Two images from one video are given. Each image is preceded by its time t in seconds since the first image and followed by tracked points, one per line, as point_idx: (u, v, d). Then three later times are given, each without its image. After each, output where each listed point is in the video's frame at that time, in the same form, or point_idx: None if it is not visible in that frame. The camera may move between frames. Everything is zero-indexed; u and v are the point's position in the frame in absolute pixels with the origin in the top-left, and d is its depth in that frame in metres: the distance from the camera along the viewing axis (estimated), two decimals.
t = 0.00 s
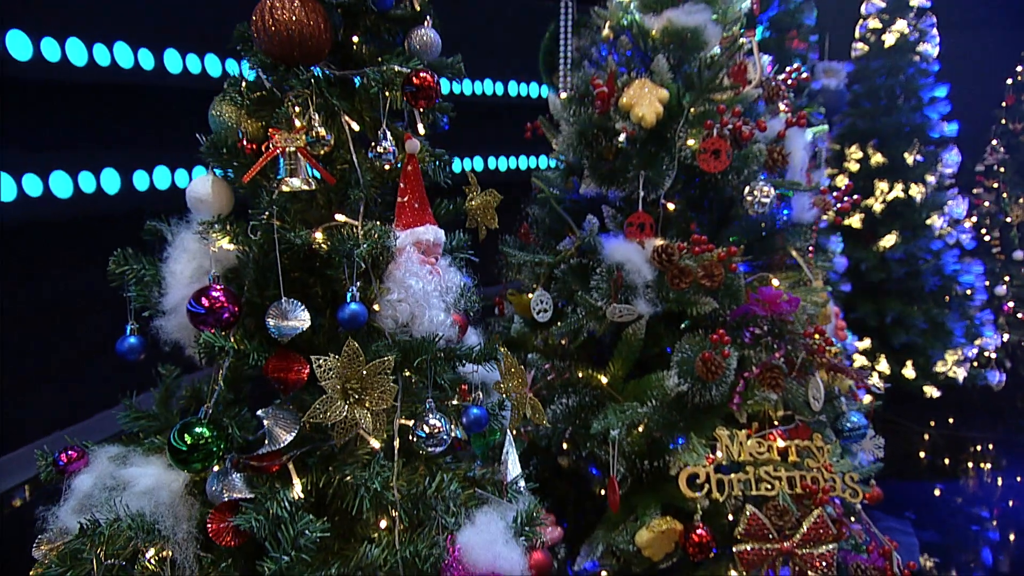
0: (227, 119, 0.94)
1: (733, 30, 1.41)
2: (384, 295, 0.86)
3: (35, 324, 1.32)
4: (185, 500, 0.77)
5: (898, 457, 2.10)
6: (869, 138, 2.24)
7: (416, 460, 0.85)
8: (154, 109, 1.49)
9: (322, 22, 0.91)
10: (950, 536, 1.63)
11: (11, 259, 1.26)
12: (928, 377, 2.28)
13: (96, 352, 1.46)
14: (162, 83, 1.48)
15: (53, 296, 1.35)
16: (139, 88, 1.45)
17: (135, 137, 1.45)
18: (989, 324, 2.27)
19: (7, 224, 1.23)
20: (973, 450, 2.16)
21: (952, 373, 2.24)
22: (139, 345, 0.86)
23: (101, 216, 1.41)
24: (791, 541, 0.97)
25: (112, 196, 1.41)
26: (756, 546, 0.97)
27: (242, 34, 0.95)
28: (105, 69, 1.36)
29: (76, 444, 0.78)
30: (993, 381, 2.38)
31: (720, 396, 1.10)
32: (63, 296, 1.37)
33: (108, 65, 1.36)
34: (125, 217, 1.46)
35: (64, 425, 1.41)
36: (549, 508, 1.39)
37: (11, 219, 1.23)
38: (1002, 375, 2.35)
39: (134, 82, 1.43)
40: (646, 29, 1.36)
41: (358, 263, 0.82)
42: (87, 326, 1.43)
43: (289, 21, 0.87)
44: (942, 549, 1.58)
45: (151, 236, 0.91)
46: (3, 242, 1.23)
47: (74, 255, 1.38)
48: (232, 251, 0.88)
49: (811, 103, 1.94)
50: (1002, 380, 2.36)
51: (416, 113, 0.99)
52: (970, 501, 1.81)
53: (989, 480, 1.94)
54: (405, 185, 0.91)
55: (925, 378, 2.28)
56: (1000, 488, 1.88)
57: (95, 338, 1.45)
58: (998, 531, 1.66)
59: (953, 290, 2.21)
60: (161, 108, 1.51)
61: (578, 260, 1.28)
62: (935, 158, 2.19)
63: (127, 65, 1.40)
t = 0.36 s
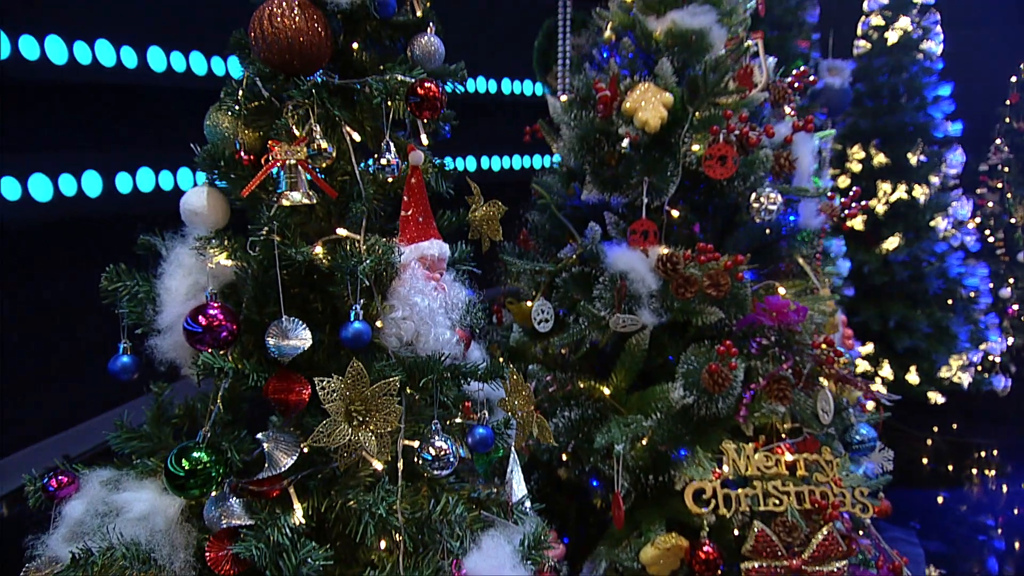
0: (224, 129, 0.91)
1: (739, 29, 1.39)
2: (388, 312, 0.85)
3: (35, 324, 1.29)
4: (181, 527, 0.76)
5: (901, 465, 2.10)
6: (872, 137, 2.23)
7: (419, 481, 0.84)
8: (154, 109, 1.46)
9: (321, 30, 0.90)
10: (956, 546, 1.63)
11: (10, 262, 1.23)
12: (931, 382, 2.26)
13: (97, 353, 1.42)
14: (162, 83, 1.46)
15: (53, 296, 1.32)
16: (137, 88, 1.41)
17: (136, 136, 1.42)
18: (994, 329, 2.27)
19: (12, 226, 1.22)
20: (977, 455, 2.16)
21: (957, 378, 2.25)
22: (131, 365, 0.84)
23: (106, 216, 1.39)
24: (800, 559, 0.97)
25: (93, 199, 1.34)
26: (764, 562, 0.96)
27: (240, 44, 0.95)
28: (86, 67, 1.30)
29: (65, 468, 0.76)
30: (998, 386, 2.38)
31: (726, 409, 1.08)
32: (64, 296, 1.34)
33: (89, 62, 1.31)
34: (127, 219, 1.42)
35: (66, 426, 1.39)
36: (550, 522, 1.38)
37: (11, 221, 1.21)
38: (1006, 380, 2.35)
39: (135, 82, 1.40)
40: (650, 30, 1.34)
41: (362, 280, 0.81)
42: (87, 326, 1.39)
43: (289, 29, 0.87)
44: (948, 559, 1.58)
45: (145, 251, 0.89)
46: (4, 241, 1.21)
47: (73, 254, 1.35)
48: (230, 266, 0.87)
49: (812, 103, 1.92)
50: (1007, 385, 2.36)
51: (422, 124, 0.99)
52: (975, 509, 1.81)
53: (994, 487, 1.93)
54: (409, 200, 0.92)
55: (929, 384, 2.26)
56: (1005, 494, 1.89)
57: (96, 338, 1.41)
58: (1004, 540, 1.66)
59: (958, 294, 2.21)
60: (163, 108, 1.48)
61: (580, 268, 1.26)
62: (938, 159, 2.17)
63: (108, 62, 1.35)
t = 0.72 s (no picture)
0: (212, 139, 0.89)
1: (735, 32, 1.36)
2: (386, 329, 0.84)
3: (35, 325, 1.27)
4: (168, 555, 0.74)
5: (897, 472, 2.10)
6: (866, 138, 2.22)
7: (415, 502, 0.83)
8: (154, 110, 1.42)
9: (315, 37, 0.87)
10: (954, 558, 1.63)
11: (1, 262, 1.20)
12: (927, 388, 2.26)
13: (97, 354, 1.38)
14: (163, 84, 1.43)
15: (53, 296, 1.29)
16: (138, 89, 1.39)
17: (137, 136, 1.39)
18: (990, 333, 2.25)
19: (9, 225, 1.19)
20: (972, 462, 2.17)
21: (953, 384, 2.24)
22: (116, 385, 0.81)
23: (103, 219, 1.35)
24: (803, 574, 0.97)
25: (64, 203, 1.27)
26: None
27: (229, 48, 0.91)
28: (54, 65, 1.23)
29: (45, 495, 0.73)
30: (995, 392, 2.33)
31: (726, 421, 1.07)
32: (65, 296, 1.31)
33: (59, 61, 1.24)
34: (125, 220, 1.38)
35: (65, 426, 1.35)
36: (548, 539, 1.37)
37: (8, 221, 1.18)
38: (1002, 386, 2.30)
39: (118, 81, 1.34)
40: (645, 31, 1.31)
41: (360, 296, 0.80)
42: (88, 326, 1.36)
43: (281, 38, 0.84)
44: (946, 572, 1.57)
45: (129, 265, 0.87)
46: (4, 241, 1.19)
47: (73, 254, 1.32)
48: (221, 282, 0.84)
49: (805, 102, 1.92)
50: (1003, 391, 2.31)
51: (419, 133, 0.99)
52: (971, 517, 1.82)
53: (990, 494, 1.94)
54: (406, 211, 0.91)
55: (925, 390, 2.25)
56: (1001, 502, 1.90)
57: (96, 338, 1.38)
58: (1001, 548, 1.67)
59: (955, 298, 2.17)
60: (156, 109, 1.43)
61: (575, 276, 1.25)
62: (932, 160, 2.16)
63: (80, 61, 1.27)
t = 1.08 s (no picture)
0: (201, 149, 0.86)
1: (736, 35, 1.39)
2: (385, 349, 0.82)
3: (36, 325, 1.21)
4: None
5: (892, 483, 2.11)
6: (858, 142, 2.23)
7: (412, 527, 0.83)
8: (150, 110, 1.39)
9: (310, 46, 0.85)
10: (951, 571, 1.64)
11: None
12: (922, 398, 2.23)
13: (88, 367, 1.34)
14: (156, 86, 1.39)
15: (53, 297, 1.23)
16: (131, 91, 1.35)
17: (133, 135, 1.36)
18: (984, 342, 2.21)
19: (6, 232, 1.16)
20: (964, 473, 2.19)
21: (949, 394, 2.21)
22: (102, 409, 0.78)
23: (95, 225, 1.30)
24: None
25: (32, 211, 1.19)
26: None
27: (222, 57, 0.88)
28: (21, 66, 1.16)
29: (23, 527, 0.71)
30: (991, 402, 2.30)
31: (726, 437, 1.06)
32: (65, 297, 1.25)
33: (27, 62, 1.17)
34: (97, 229, 1.30)
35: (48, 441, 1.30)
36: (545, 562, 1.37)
37: None
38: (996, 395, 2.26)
39: (89, 82, 1.28)
40: (642, 36, 1.30)
41: (359, 316, 0.78)
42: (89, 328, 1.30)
43: (274, 47, 0.81)
44: None
45: (112, 282, 0.84)
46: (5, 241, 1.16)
47: (73, 255, 1.26)
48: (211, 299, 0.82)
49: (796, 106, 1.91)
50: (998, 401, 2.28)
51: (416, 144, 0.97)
52: (965, 529, 1.83)
53: (984, 506, 1.96)
54: (405, 226, 0.90)
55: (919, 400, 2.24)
56: (995, 513, 1.91)
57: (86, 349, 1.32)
58: (997, 560, 1.68)
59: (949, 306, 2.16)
60: (151, 112, 1.39)
61: (570, 287, 1.24)
62: (926, 165, 2.16)
63: (49, 61, 1.21)
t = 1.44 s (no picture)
0: (178, 163, 0.81)
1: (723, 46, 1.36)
2: (373, 372, 0.80)
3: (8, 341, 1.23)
4: None
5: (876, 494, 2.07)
6: (840, 150, 2.23)
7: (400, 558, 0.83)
8: (106, 117, 1.37)
9: (293, 55, 0.82)
10: None
11: None
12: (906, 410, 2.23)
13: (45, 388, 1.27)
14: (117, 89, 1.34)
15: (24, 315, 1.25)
16: (91, 94, 1.31)
17: (96, 143, 1.35)
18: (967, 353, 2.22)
19: None
20: (950, 482, 2.13)
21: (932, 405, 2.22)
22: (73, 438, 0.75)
23: (50, 234, 1.28)
24: None
25: None
26: None
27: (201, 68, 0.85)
28: None
29: None
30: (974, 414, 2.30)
31: (717, 456, 1.05)
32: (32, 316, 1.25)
33: None
34: (52, 236, 1.28)
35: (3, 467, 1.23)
36: None
37: None
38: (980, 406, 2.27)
39: (45, 86, 1.23)
40: (628, 45, 1.29)
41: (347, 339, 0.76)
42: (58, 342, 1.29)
43: (256, 56, 0.79)
44: None
45: (82, 303, 0.81)
46: None
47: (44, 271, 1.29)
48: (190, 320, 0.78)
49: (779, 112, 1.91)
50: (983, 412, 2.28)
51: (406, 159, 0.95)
52: (951, 543, 1.79)
53: (969, 518, 1.90)
54: (393, 244, 0.87)
55: (904, 413, 2.24)
56: (980, 525, 1.87)
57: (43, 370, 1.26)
58: None
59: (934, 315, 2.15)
60: (135, 114, 1.42)
61: (556, 302, 1.22)
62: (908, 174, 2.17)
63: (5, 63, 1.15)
